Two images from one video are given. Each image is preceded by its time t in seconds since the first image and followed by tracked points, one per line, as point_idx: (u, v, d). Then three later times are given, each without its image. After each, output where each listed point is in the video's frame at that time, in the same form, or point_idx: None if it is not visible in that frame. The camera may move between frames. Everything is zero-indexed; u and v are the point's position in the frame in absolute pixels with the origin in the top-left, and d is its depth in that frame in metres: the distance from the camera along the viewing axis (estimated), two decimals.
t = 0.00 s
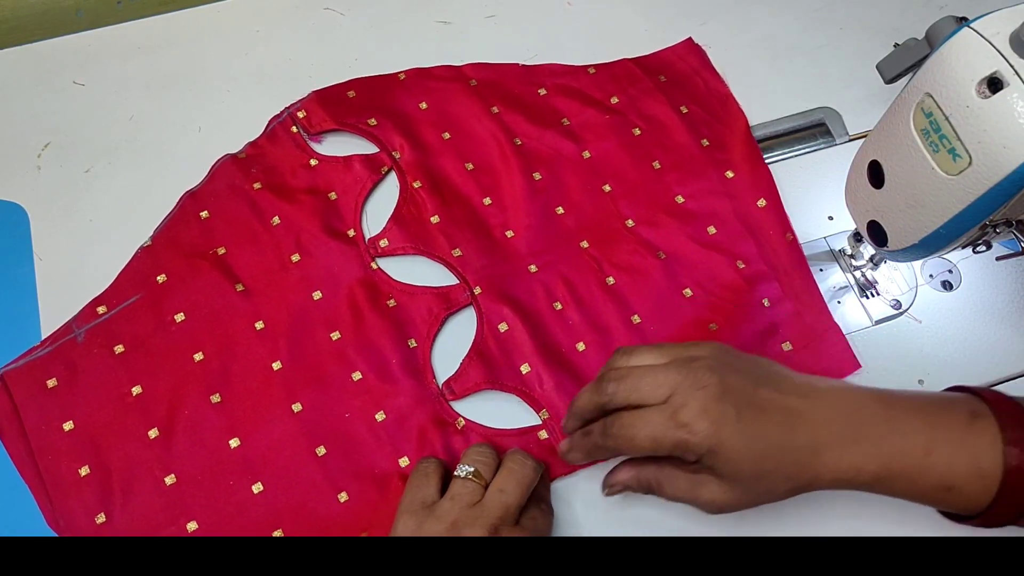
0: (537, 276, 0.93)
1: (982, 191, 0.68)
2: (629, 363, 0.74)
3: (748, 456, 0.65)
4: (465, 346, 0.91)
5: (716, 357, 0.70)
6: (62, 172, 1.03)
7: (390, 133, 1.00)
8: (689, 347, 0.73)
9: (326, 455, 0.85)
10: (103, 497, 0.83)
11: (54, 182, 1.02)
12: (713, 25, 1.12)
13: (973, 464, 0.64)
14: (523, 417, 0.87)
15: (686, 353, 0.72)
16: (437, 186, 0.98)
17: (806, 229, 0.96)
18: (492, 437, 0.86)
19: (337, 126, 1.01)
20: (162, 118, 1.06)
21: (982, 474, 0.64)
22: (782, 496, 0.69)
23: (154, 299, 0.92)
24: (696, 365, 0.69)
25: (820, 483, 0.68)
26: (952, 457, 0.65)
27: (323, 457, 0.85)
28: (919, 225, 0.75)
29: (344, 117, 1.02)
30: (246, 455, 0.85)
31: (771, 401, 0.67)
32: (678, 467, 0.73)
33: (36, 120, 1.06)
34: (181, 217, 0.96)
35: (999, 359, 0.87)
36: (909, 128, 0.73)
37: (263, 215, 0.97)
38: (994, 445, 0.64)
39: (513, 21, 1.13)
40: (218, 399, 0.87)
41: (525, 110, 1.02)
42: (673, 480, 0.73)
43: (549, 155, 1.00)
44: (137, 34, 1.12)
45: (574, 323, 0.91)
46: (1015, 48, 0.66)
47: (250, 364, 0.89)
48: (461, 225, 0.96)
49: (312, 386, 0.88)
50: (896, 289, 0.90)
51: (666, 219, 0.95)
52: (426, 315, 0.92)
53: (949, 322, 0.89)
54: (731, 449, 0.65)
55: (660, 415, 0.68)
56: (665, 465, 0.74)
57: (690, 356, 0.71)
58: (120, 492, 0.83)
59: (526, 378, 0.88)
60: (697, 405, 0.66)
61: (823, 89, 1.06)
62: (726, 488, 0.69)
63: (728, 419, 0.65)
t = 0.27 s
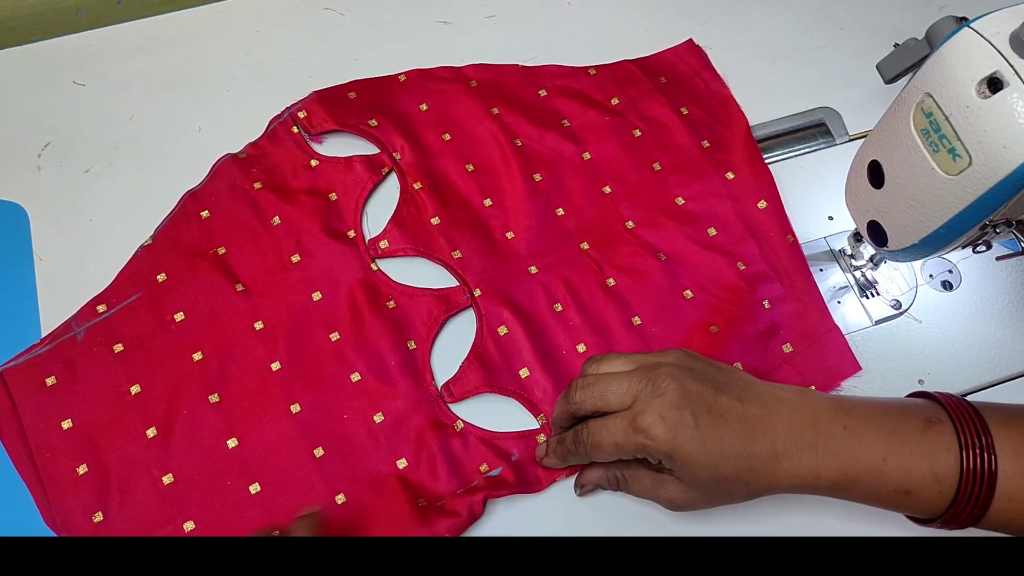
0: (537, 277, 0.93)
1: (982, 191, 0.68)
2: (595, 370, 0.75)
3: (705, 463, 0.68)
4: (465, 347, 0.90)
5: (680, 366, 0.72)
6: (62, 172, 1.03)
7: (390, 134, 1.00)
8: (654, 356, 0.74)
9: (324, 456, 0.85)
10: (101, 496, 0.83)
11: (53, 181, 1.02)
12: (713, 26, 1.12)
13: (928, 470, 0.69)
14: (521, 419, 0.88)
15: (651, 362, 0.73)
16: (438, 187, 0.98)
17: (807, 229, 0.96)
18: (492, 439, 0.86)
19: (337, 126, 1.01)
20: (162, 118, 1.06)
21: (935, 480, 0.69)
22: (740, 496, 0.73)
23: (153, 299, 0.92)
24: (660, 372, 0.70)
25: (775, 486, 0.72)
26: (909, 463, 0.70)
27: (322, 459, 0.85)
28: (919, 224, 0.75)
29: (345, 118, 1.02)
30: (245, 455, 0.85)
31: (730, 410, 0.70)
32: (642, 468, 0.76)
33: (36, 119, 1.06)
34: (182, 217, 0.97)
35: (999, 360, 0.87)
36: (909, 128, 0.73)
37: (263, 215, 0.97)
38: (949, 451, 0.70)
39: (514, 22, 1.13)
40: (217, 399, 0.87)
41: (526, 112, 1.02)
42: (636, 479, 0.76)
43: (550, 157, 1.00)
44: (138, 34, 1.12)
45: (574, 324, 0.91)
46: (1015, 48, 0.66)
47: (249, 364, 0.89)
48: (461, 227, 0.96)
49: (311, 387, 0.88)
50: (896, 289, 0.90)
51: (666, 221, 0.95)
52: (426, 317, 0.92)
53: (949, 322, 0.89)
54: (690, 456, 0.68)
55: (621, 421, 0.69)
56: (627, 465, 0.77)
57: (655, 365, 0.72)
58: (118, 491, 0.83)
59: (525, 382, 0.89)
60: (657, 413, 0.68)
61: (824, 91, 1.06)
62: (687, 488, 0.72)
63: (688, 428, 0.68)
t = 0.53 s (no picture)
0: (537, 277, 0.93)
1: (982, 191, 0.68)
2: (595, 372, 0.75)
3: (703, 463, 0.69)
4: (465, 348, 0.91)
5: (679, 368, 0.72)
6: (62, 171, 1.03)
7: (390, 134, 1.00)
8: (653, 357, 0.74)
9: (324, 456, 0.85)
10: (101, 496, 0.83)
11: (53, 180, 1.02)
12: (713, 25, 1.12)
13: (926, 468, 0.70)
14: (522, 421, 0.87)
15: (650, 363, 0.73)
16: (438, 188, 0.98)
17: (807, 229, 0.96)
18: (492, 440, 0.86)
19: (338, 127, 1.01)
20: (162, 118, 1.06)
21: (934, 477, 0.70)
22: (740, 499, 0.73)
23: (153, 299, 0.92)
24: (660, 374, 0.71)
25: (775, 487, 0.72)
26: (907, 460, 0.70)
27: (321, 459, 0.85)
28: (919, 224, 0.75)
29: (345, 118, 1.02)
30: (244, 455, 0.85)
31: (729, 411, 0.70)
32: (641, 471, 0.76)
33: (36, 118, 1.06)
34: (182, 216, 0.97)
35: (1000, 359, 0.87)
36: (909, 128, 0.73)
37: (263, 215, 0.96)
38: (946, 449, 0.70)
39: (514, 22, 1.13)
40: (217, 399, 0.87)
41: (526, 112, 1.02)
42: (635, 481, 0.76)
43: (550, 157, 1.00)
44: (138, 33, 1.12)
45: (574, 324, 0.91)
46: (1015, 48, 0.66)
47: (249, 364, 0.89)
48: (461, 228, 0.96)
49: (311, 387, 0.88)
50: (896, 289, 0.90)
51: (667, 221, 0.95)
52: (426, 317, 0.92)
53: (950, 322, 0.89)
54: (689, 456, 0.68)
55: (620, 421, 0.69)
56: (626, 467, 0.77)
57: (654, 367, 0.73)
58: (118, 491, 0.83)
59: (525, 382, 0.89)
60: (657, 414, 0.68)
61: (824, 90, 1.06)
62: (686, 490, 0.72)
63: (687, 428, 0.68)
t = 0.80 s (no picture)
0: (537, 277, 0.93)
1: (982, 191, 0.68)
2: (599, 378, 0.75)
3: (705, 471, 0.69)
4: (465, 348, 0.91)
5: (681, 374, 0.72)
6: (62, 171, 1.03)
7: (390, 134, 1.00)
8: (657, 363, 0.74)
9: (324, 456, 0.85)
10: (101, 495, 0.83)
11: (54, 180, 1.02)
12: (714, 25, 1.12)
13: (928, 475, 0.69)
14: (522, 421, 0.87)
15: (652, 369, 0.73)
16: (438, 188, 0.98)
17: (807, 229, 0.96)
18: (492, 440, 0.86)
19: (338, 127, 1.01)
20: (162, 117, 1.06)
21: (936, 484, 0.69)
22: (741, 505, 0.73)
23: (153, 299, 0.92)
24: (662, 382, 0.70)
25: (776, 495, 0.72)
26: (908, 468, 0.70)
27: (321, 459, 0.85)
28: (919, 225, 0.75)
29: (345, 118, 1.02)
30: (244, 455, 0.85)
31: (732, 420, 0.70)
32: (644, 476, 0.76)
33: (36, 118, 1.06)
34: (183, 216, 0.97)
35: (1000, 359, 0.87)
36: (909, 128, 0.73)
37: (263, 215, 0.96)
38: (949, 457, 0.69)
39: (514, 22, 1.13)
40: (216, 398, 0.87)
41: (526, 112, 1.02)
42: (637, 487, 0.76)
43: (550, 157, 1.00)
44: (138, 33, 1.12)
45: (575, 325, 0.91)
46: (1015, 48, 0.66)
47: (249, 364, 0.89)
48: (462, 229, 0.96)
49: (310, 388, 0.88)
50: (896, 289, 0.90)
51: (667, 221, 0.95)
52: (426, 317, 0.92)
53: (950, 323, 0.89)
54: (690, 465, 0.68)
55: (621, 429, 0.69)
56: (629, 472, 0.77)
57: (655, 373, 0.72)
58: (117, 491, 0.83)
59: (526, 382, 0.89)
60: (658, 422, 0.68)
61: (824, 90, 1.06)
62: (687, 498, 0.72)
63: (689, 437, 0.68)
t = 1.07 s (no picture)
0: (538, 278, 0.93)
1: (982, 191, 0.68)
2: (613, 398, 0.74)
3: (712, 492, 0.70)
4: (466, 349, 0.91)
5: (697, 397, 0.71)
6: (63, 172, 1.03)
7: (391, 135, 1.00)
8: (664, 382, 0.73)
9: (326, 458, 0.85)
10: (103, 497, 0.83)
11: (55, 180, 1.02)
12: (713, 25, 1.12)
13: (928, 477, 0.70)
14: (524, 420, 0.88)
15: (666, 391, 0.72)
16: (439, 190, 0.98)
17: (807, 229, 0.96)
18: (495, 442, 0.86)
19: (338, 128, 1.01)
20: (162, 118, 1.06)
21: (937, 488, 0.70)
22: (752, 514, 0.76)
23: (155, 300, 0.92)
24: (666, 408, 0.70)
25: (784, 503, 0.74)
26: (909, 468, 0.71)
27: (324, 461, 0.85)
28: (919, 224, 0.75)
29: (345, 119, 1.02)
30: (246, 456, 0.85)
31: (737, 441, 0.71)
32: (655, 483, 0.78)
33: (35, 119, 1.06)
34: (184, 217, 0.97)
35: (999, 359, 0.87)
36: (909, 128, 0.73)
37: (264, 216, 0.96)
38: (948, 459, 0.70)
39: (514, 22, 1.13)
40: (218, 400, 0.87)
41: (527, 112, 1.02)
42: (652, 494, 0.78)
43: (551, 158, 1.00)
44: (138, 34, 1.12)
45: (576, 325, 0.91)
46: (1016, 48, 0.66)
47: (250, 365, 0.89)
48: (463, 230, 0.96)
49: (311, 389, 0.88)
50: (896, 289, 0.90)
51: (668, 221, 0.95)
52: (427, 318, 0.92)
53: (950, 323, 0.89)
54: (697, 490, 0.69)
55: (642, 458, 0.69)
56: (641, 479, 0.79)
57: (670, 396, 0.71)
58: (119, 492, 0.83)
59: (529, 382, 0.89)
60: (681, 454, 0.67)
61: (824, 90, 1.06)
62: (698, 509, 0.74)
63: (710, 467, 0.68)
